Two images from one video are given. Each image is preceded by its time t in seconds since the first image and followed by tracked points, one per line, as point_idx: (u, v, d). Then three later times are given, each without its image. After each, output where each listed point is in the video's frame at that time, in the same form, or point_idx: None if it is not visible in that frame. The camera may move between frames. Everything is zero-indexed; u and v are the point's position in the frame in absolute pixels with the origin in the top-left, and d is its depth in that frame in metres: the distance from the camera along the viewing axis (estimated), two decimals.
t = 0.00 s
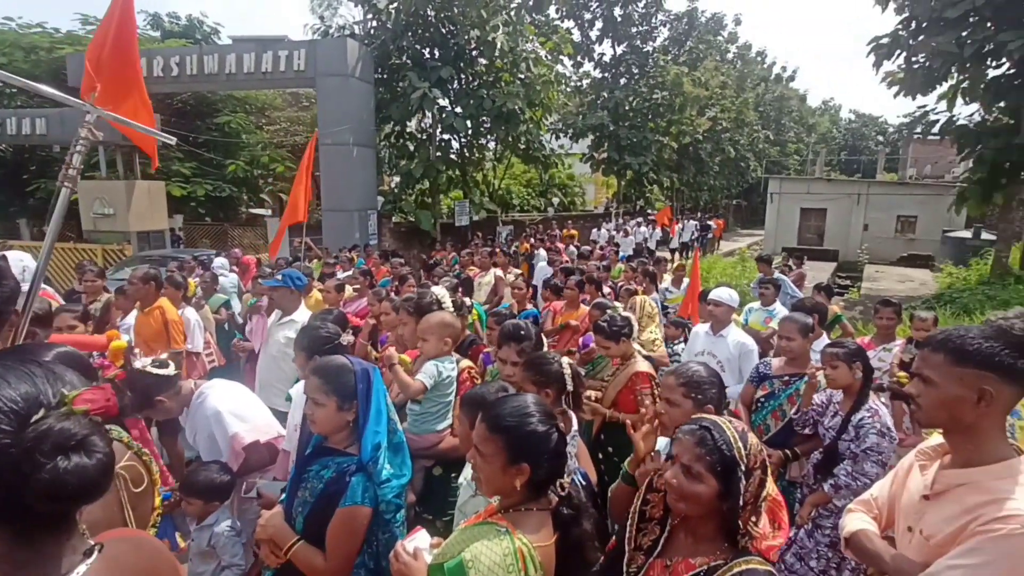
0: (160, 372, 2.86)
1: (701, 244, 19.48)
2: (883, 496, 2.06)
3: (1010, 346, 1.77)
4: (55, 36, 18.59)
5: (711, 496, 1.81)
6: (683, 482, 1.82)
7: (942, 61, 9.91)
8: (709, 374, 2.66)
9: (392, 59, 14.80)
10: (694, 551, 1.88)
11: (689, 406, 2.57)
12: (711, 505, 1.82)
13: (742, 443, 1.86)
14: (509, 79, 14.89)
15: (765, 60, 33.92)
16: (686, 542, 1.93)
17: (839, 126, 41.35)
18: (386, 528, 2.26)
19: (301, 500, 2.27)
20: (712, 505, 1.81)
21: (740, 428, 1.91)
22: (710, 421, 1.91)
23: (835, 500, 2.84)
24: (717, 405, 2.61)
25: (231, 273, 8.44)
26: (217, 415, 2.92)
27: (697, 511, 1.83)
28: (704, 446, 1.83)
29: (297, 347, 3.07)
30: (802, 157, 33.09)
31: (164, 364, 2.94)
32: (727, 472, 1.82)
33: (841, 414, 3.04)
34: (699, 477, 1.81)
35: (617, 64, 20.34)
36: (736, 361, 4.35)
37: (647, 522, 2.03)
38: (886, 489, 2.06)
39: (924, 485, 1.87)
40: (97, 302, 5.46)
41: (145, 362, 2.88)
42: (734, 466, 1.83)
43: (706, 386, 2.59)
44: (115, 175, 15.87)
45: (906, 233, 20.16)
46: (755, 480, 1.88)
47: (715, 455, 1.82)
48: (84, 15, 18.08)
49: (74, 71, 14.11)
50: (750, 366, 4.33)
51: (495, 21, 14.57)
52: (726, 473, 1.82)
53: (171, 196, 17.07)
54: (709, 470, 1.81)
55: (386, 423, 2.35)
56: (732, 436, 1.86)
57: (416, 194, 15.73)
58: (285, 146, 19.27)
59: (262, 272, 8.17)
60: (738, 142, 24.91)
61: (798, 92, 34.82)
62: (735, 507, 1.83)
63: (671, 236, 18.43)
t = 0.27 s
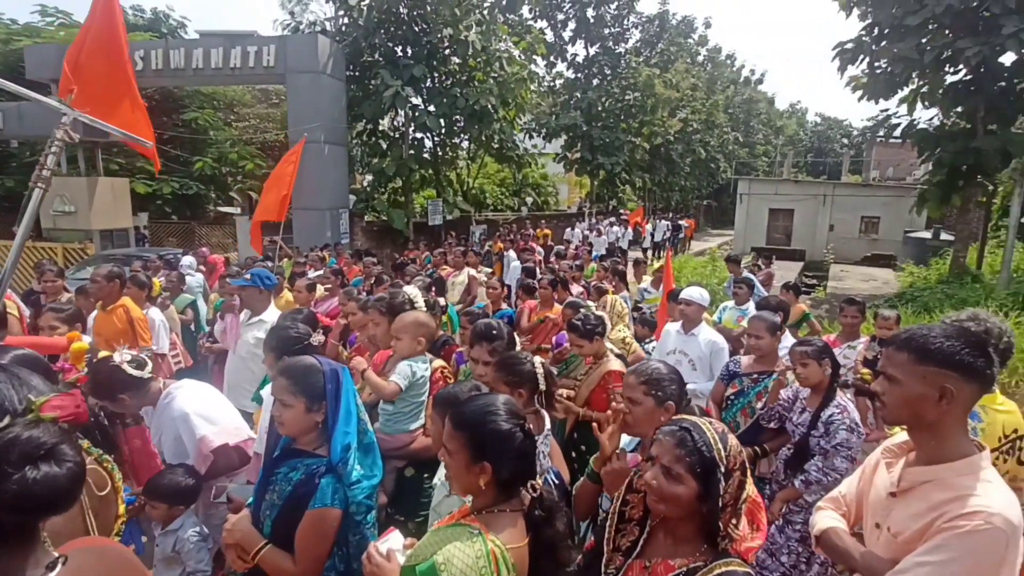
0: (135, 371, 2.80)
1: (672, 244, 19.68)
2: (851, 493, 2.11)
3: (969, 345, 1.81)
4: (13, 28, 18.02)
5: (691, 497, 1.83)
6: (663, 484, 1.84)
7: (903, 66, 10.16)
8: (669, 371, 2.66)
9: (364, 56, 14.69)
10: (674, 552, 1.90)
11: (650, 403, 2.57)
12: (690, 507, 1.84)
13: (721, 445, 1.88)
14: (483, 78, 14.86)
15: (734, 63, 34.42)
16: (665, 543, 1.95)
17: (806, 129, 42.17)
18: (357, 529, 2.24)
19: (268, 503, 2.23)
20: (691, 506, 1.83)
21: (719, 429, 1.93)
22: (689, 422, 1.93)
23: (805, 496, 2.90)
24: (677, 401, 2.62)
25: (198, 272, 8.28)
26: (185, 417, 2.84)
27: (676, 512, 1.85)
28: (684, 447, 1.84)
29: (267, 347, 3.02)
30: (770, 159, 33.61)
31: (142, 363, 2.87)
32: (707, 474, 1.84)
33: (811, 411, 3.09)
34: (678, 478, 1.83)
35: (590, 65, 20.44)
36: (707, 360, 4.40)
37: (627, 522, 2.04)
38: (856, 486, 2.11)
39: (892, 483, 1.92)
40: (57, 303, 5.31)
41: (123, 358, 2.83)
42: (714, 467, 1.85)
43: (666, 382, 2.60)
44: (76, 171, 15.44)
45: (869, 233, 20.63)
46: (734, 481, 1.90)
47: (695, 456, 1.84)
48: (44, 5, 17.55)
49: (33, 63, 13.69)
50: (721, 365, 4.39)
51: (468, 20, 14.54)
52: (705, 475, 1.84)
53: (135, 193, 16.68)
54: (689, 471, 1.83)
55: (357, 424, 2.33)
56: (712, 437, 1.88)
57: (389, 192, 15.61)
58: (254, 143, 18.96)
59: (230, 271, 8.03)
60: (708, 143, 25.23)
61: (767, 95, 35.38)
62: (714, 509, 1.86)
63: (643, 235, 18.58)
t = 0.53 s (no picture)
0: (132, 369, 2.81)
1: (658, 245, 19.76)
2: (836, 495, 2.12)
3: (948, 347, 1.82)
4: None
5: (679, 501, 1.84)
6: (651, 488, 1.85)
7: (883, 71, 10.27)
8: (646, 370, 2.65)
9: (350, 57, 14.63)
10: (662, 556, 1.92)
11: (628, 403, 2.56)
12: (679, 511, 1.86)
13: (711, 449, 1.88)
14: (470, 79, 14.85)
15: (719, 67, 34.67)
16: (654, 546, 1.97)
17: (788, 132, 42.55)
18: (339, 534, 2.22)
19: (249, 508, 2.20)
20: (679, 510, 1.84)
21: (708, 433, 1.93)
22: (679, 425, 1.93)
23: (792, 495, 2.92)
24: (656, 400, 2.61)
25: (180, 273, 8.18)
26: (169, 421, 2.79)
27: (665, 517, 1.86)
28: (673, 451, 1.85)
29: (247, 347, 2.99)
30: (754, 162, 33.87)
31: (141, 362, 2.87)
32: (696, 478, 1.84)
33: (796, 410, 3.11)
34: (667, 482, 1.83)
35: (576, 67, 20.49)
36: (694, 360, 4.42)
37: (616, 526, 2.04)
38: (841, 487, 2.12)
39: (877, 486, 1.93)
40: (36, 305, 5.22)
41: (124, 354, 2.83)
42: (703, 472, 1.85)
43: (643, 381, 2.59)
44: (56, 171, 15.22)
45: (851, 235, 20.86)
46: (723, 485, 1.90)
47: (684, 460, 1.85)
48: (24, 3, 17.29)
49: (12, 61, 13.49)
50: (707, 365, 4.41)
51: (455, 21, 14.51)
52: (694, 479, 1.84)
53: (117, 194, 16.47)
54: (678, 476, 1.84)
55: (340, 427, 2.30)
56: (702, 441, 1.88)
57: (375, 193, 15.55)
58: (239, 143, 18.81)
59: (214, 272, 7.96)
60: (693, 145, 25.38)
61: (750, 99, 35.67)
62: (703, 514, 1.86)
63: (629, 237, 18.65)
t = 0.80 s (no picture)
0: (125, 385, 2.89)
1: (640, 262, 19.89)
2: (816, 514, 2.13)
3: (920, 367, 1.83)
4: None
5: (659, 522, 1.84)
6: (632, 509, 1.85)
7: (855, 95, 10.50)
8: (617, 390, 2.65)
9: (332, 76, 14.67)
10: None
11: (602, 423, 2.54)
12: (659, 532, 1.86)
13: (691, 469, 1.88)
14: (452, 98, 14.93)
15: (697, 89, 35.22)
16: (635, 568, 1.97)
17: (765, 152, 43.23)
18: (317, 559, 2.16)
19: (223, 533, 2.16)
20: (659, 531, 1.85)
21: (689, 453, 1.93)
22: (659, 446, 1.93)
23: (773, 513, 2.94)
24: (628, 416, 2.62)
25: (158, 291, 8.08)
26: (149, 440, 2.75)
27: (645, 538, 1.86)
28: (653, 472, 1.85)
29: (219, 365, 2.98)
30: (733, 182, 34.32)
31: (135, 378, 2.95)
32: (676, 499, 1.85)
33: (775, 428, 3.13)
34: (647, 504, 1.83)
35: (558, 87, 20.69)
36: (675, 378, 4.43)
37: (598, 547, 2.03)
38: (821, 507, 2.13)
39: (857, 506, 1.94)
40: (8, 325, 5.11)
41: (120, 367, 2.92)
42: (683, 493, 1.85)
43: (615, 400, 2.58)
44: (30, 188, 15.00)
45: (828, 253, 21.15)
46: (703, 506, 1.90)
47: (663, 482, 1.85)
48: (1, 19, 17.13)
49: None
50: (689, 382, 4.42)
51: (437, 41, 14.60)
52: (674, 500, 1.84)
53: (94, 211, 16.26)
54: (658, 497, 1.84)
55: (318, 449, 2.27)
56: (682, 461, 1.88)
57: (357, 211, 15.51)
58: (220, 160, 18.69)
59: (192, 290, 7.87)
60: (672, 164, 25.69)
61: (729, 120, 36.24)
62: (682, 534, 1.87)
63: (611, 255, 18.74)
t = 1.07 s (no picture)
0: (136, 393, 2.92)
1: (633, 273, 19.96)
2: (811, 528, 2.14)
3: (906, 382, 1.84)
4: None
5: (651, 536, 1.84)
6: (622, 522, 1.85)
7: (846, 108, 10.59)
8: (607, 403, 2.63)
9: (327, 88, 14.72)
10: None
11: (596, 436, 2.54)
12: (650, 547, 1.86)
13: (682, 483, 1.88)
14: (446, 110, 14.99)
15: (690, 101, 35.47)
16: None
17: (758, 163, 43.50)
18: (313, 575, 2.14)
19: (218, 548, 2.15)
20: (651, 545, 1.85)
21: (680, 467, 1.93)
22: (650, 459, 1.93)
23: (766, 526, 2.94)
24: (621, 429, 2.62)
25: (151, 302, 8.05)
26: (149, 451, 2.75)
27: (636, 552, 1.87)
28: (643, 485, 1.86)
29: (215, 379, 2.96)
30: (726, 193, 34.48)
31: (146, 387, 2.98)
32: (667, 513, 1.85)
33: (769, 441, 3.14)
34: (638, 518, 1.84)
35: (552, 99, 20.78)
36: (670, 390, 4.44)
37: (591, 561, 2.07)
38: (815, 520, 2.14)
39: (849, 521, 1.95)
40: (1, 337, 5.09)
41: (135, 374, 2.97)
42: (673, 506, 1.85)
43: (608, 413, 2.58)
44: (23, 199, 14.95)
45: (821, 264, 21.25)
46: (695, 520, 1.90)
47: (654, 495, 1.85)
48: None
49: None
50: (684, 395, 4.43)
51: (432, 54, 14.66)
52: (665, 514, 1.85)
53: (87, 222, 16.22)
54: (649, 510, 1.84)
55: (314, 464, 2.26)
56: (673, 476, 1.88)
57: (351, 222, 15.53)
58: (214, 171, 18.69)
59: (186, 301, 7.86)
60: (665, 176, 25.82)
61: (721, 132, 36.48)
62: (675, 548, 1.87)
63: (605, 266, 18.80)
